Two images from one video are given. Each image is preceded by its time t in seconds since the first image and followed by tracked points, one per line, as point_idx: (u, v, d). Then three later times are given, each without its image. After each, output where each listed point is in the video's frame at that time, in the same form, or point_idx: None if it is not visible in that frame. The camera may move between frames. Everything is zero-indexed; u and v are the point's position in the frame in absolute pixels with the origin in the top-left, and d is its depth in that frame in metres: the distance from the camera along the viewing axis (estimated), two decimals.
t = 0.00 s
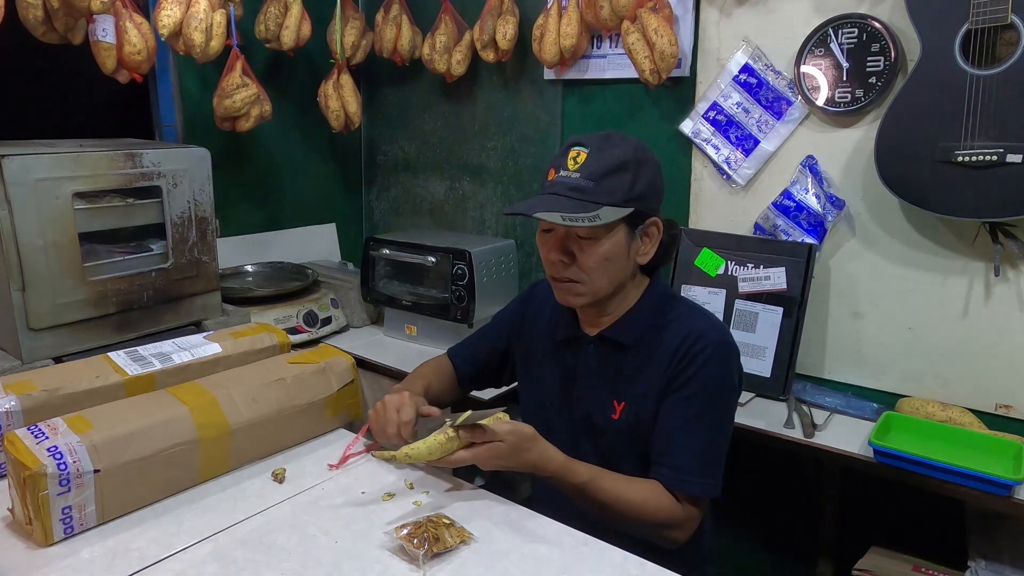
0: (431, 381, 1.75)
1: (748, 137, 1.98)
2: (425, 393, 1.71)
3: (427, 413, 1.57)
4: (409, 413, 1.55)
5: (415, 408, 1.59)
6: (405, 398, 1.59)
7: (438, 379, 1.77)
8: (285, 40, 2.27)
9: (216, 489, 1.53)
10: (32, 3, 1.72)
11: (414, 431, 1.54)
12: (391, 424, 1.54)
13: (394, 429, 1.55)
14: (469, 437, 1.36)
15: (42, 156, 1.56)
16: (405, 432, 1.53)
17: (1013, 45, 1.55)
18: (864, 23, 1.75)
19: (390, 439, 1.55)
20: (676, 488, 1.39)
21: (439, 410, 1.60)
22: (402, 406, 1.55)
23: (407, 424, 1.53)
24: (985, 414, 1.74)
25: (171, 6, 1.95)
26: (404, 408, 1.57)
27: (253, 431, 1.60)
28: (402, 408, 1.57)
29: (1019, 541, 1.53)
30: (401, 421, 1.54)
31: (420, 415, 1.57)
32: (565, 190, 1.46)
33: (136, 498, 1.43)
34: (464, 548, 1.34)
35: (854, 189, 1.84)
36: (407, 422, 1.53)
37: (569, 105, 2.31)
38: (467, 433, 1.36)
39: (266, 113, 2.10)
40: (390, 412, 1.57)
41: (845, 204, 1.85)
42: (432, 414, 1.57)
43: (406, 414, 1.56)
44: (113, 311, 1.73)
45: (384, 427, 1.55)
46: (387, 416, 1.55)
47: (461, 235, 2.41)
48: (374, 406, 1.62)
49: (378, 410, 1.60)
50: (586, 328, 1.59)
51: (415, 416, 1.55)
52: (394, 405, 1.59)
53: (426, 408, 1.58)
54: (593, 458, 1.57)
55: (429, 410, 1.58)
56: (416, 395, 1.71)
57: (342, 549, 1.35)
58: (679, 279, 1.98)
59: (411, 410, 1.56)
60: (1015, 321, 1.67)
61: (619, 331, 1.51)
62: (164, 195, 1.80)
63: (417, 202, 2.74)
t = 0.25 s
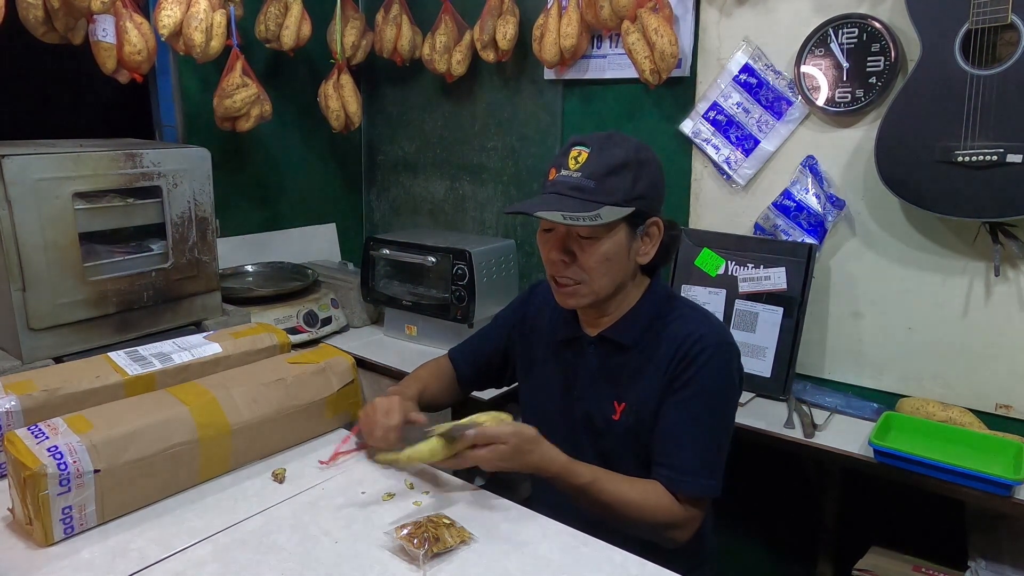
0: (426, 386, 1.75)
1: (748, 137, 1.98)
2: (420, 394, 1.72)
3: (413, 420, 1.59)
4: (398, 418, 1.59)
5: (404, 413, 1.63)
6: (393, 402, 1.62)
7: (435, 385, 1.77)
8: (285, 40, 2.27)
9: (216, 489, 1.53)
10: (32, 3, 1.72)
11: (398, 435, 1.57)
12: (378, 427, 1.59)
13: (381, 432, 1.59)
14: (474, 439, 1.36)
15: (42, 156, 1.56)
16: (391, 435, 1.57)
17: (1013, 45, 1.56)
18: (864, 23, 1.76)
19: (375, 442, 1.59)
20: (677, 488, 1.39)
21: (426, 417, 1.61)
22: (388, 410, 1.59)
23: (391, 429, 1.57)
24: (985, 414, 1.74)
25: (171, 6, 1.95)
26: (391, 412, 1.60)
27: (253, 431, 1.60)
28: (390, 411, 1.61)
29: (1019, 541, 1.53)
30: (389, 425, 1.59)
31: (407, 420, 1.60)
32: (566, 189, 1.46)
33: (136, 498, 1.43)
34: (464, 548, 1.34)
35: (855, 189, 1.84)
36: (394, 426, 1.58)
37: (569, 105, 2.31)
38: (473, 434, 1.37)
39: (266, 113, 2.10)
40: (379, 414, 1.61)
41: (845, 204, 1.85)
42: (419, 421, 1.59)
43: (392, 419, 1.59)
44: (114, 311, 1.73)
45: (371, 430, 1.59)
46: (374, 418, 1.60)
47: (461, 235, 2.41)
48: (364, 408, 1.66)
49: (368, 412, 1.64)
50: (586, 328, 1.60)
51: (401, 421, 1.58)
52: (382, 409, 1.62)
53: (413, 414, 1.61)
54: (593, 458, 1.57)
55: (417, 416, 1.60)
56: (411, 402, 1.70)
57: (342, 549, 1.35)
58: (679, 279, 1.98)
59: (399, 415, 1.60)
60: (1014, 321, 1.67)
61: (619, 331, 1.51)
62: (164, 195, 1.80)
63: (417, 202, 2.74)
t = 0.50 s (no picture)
0: (430, 384, 1.75)
1: (748, 137, 1.98)
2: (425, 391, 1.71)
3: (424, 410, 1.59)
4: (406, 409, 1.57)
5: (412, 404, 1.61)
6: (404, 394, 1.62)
7: (440, 381, 1.76)
8: (285, 40, 2.26)
9: (216, 489, 1.53)
10: (32, 3, 1.72)
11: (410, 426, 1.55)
12: (387, 420, 1.56)
13: (390, 424, 1.57)
14: (476, 430, 1.35)
15: (42, 156, 1.56)
16: (402, 426, 1.55)
17: (1013, 45, 1.55)
18: (864, 23, 1.76)
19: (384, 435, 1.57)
20: (677, 487, 1.39)
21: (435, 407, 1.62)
22: (399, 402, 1.58)
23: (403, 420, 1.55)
24: (986, 414, 1.74)
25: (171, 6, 1.95)
26: (400, 403, 1.59)
27: (254, 431, 1.60)
28: (398, 404, 1.59)
29: (1019, 541, 1.53)
30: (398, 416, 1.56)
31: (417, 411, 1.59)
32: (566, 187, 1.46)
33: (136, 497, 1.43)
34: (464, 548, 1.34)
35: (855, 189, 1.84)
36: (404, 417, 1.55)
37: (569, 105, 2.31)
38: (473, 426, 1.35)
39: (266, 113, 2.09)
40: (387, 407, 1.59)
41: (845, 203, 1.85)
42: (429, 411, 1.60)
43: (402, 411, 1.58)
44: (114, 310, 1.73)
45: (381, 422, 1.57)
46: (384, 411, 1.57)
47: (461, 235, 2.41)
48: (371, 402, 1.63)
49: (375, 406, 1.62)
50: (587, 328, 1.59)
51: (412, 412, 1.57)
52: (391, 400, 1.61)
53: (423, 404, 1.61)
54: (594, 459, 1.57)
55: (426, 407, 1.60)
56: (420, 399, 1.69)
57: (342, 550, 1.35)
58: (679, 279, 1.98)
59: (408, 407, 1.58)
60: (1015, 321, 1.67)
61: (619, 331, 1.51)
62: (164, 194, 1.80)
63: (418, 202, 2.74)
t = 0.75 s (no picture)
0: (426, 383, 1.75)
1: (748, 137, 1.98)
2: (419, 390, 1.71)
3: (415, 413, 1.57)
4: (398, 411, 1.55)
5: (404, 406, 1.59)
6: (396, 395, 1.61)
7: (434, 380, 1.76)
8: (284, 40, 2.26)
9: (216, 489, 1.53)
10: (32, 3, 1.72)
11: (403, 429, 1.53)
12: (379, 422, 1.54)
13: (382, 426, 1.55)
14: (477, 429, 1.35)
15: (42, 156, 1.56)
16: (393, 429, 1.53)
17: (1013, 45, 1.56)
18: (863, 23, 1.76)
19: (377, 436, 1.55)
20: (677, 487, 1.39)
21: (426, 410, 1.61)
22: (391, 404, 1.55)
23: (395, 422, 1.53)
24: (985, 414, 1.74)
25: (170, 6, 1.95)
26: (392, 405, 1.57)
27: (253, 431, 1.60)
28: (391, 405, 1.57)
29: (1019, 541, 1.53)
30: (390, 419, 1.54)
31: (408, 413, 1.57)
32: (564, 187, 1.46)
33: (137, 497, 1.43)
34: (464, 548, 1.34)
35: (855, 188, 1.84)
36: (395, 420, 1.53)
37: (569, 105, 2.31)
38: (477, 424, 1.34)
39: (265, 113, 2.09)
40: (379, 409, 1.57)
41: (845, 203, 1.85)
42: (421, 413, 1.58)
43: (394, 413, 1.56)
44: (113, 311, 1.73)
45: (373, 424, 1.55)
46: (375, 413, 1.56)
47: (461, 235, 2.41)
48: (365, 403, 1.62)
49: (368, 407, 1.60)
50: (587, 329, 1.60)
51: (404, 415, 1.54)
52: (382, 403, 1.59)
53: (413, 406, 1.59)
54: (594, 459, 1.57)
55: (417, 410, 1.58)
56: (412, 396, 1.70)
57: (342, 550, 1.35)
58: (679, 279, 1.98)
59: (399, 408, 1.56)
60: (1015, 321, 1.67)
61: (619, 331, 1.51)
62: (163, 194, 1.80)
63: (417, 202, 2.74)
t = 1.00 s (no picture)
0: (427, 377, 1.72)
1: (752, 129, 1.95)
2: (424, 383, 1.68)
3: (429, 402, 1.52)
4: (411, 400, 1.50)
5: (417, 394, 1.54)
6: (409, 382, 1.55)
7: (438, 373, 1.73)
8: (280, 30, 2.23)
9: (210, 487, 1.50)
10: None
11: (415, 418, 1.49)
12: (391, 411, 1.50)
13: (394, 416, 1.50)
14: (475, 427, 1.33)
15: (33, 147, 1.53)
16: (406, 418, 1.48)
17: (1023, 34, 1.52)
18: (870, 12, 1.72)
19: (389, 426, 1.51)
20: (681, 486, 1.36)
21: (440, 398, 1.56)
22: (403, 393, 1.50)
23: (409, 412, 1.48)
24: (993, 411, 1.71)
25: None
26: (405, 394, 1.52)
27: (248, 428, 1.57)
28: (403, 394, 1.52)
29: None
30: (403, 408, 1.50)
31: (422, 402, 1.52)
32: (564, 180, 1.43)
33: (129, 496, 1.40)
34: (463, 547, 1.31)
35: (860, 180, 1.81)
36: (409, 409, 1.49)
37: (569, 96, 2.28)
38: (473, 422, 1.33)
39: (261, 104, 2.05)
40: (391, 397, 1.52)
41: (851, 196, 1.81)
42: (435, 402, 1.53)
43: (407, 401, 1.51)
44: (106, 305, 1.70)
45: (385, 414, 1.51)
46: (387, 402, 1.51)
47: (460, 228, 2.37)
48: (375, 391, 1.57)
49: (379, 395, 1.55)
50: (589, 324, 1.56)
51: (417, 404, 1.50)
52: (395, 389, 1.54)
53: (428, 395, 1.54)
54: (595, 457, 1.54)
55: (432, 398, 1.53)
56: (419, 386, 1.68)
57: (339, 549, 1.33)
58: (682, 273, 1.95)
59: (413, 397, 1.51)
60: None
61: (621, 326, 1.48)
62: (157, 187, 1.76)
63: (416, 195, 2.70)
